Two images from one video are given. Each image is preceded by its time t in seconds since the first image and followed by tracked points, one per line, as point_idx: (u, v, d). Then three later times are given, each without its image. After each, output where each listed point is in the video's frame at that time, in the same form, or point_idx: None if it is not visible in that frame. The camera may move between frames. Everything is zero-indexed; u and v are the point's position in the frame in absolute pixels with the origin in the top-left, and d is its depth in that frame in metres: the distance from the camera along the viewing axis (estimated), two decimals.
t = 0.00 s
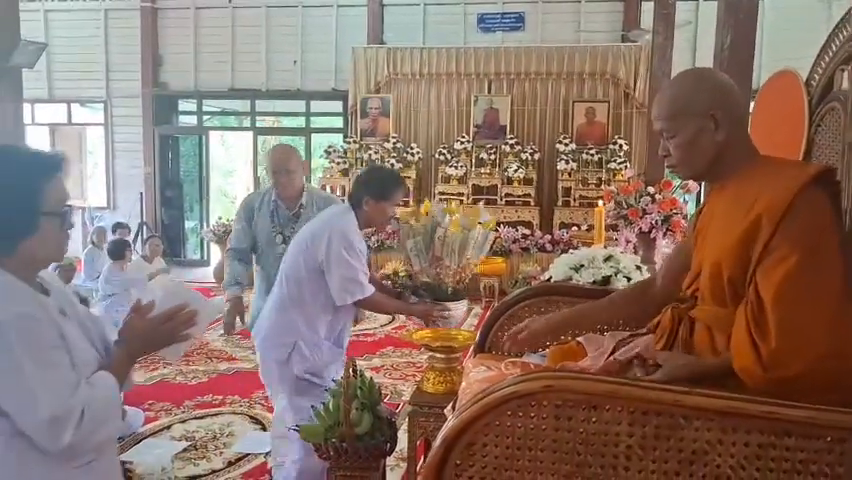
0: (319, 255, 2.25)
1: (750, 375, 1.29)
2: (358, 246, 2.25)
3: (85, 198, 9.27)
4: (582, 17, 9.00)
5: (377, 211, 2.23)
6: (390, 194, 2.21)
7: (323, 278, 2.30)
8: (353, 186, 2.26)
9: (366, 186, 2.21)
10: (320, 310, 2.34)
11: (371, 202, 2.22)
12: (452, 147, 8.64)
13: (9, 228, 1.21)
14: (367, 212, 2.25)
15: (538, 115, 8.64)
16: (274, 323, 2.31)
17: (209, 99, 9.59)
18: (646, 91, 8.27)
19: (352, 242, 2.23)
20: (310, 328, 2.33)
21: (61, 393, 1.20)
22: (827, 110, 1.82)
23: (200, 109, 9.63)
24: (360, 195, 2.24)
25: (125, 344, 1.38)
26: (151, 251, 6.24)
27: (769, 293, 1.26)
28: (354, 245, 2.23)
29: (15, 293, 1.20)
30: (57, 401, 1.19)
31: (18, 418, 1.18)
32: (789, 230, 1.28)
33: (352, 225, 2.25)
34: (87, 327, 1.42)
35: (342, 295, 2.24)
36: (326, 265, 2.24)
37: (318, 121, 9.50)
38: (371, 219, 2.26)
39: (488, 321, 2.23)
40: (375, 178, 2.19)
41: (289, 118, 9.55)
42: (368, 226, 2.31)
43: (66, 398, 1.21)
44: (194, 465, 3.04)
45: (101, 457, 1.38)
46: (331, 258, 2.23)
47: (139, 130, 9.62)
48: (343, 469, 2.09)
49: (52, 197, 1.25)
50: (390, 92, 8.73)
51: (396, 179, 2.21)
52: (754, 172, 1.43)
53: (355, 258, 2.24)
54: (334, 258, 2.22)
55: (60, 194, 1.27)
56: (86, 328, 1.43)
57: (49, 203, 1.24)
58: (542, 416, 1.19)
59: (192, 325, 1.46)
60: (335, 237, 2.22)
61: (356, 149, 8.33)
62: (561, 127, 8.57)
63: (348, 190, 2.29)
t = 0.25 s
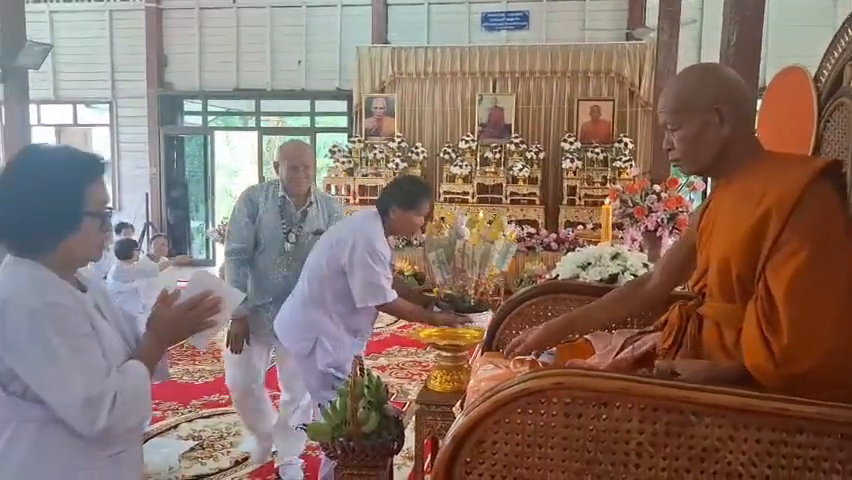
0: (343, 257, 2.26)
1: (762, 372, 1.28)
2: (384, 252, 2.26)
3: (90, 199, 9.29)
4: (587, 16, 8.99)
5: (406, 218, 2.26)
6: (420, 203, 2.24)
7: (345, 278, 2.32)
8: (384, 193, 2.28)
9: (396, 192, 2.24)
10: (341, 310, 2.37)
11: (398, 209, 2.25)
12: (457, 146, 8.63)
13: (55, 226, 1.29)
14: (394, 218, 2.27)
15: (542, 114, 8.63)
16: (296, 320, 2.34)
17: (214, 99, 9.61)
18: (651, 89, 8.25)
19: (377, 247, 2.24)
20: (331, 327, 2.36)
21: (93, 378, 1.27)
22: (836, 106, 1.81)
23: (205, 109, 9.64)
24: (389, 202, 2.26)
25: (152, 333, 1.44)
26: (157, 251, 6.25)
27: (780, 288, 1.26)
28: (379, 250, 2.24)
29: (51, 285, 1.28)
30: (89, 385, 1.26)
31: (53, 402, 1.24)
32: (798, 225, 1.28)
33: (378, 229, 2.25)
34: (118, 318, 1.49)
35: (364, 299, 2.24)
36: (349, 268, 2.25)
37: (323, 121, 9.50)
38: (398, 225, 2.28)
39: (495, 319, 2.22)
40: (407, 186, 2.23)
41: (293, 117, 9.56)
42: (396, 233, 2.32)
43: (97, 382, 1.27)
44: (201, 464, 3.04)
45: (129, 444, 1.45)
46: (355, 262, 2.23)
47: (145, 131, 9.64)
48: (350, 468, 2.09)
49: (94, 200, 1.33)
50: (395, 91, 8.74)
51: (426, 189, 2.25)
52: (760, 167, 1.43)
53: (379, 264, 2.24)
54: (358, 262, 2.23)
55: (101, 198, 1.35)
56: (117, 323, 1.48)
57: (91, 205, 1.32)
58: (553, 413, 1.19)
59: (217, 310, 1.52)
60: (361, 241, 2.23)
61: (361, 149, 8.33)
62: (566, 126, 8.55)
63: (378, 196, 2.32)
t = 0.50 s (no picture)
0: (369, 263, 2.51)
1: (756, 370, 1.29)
2: (407, 262, 2.50)
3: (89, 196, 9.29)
4: (586, 12, 8.98)
5: (430, 232, 2.54)
6: (443, 218, 2.52)
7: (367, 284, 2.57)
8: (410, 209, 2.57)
9: (422, 207, 2.53)
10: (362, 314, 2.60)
11: (423, 223, 2.54)
12: (456, 142, 8.63)
13: (101, 229, 1.39)
14: (419, 231, 2.55)
15: (542, 110, 8.63)
16: (320, 320, 2.57)
17: (213, 96, 9.62)
18: (650, 84, 8.25)
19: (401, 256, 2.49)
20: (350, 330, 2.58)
21: (137, 365, 1.38)
22: (834, 102, 1.82)
23: (204, 106, 9.66)
24: (416, 216, 2.55)
25: (176, 313, 1.51)
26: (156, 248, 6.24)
27: (773, 287, 1.27)
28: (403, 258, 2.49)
29: (89, 280, 1.37)
30: (134, 372, 1.37)
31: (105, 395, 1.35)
32: (792, 223, 1.29)
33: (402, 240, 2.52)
34: (153, 317, 1.59)
35: (386, 302, 2.48)
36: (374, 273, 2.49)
37: (322, 117, 9.49)
38: (422, 237, 2.56)
39: (494, 316, 2.23)
40: (433, 202, 2.52)
41: (292, 114, 9.56)
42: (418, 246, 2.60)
43: (141, 369, 1.38)
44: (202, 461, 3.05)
45: (163, 443, 1.57)
46: (380, 268, 2.48)
47: (144, 128, 9.64)
48: (350, 464, 2.09)
49: (136, 207, 1.43)
50: (394, 88, 8.73)
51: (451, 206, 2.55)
52: (752, 165, 1.42)
53: (402, 272, 2.48)
54: (383, 268, 2.47)
55: (143, 205, 1.44)
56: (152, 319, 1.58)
57: (133, 211, 1.42)
58: (552, 411, 1.20)
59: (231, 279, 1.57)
60: (387, 250, 2.48)
61: (361, 145, 8.32)
62: (565, 122, 8.56)
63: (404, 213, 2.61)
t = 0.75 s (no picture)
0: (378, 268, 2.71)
1: (749, 364, 1.29)
2: (417, 270, 2.67)
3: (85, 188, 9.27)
4: (583, 3, 8.96)
5: (440, 243, 2.70)
6: (455, 232, 2.66)
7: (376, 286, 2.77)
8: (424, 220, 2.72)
9: (435, 219, 2.67)
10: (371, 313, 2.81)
11: (436, 235, 2.69)
12: (453, 134, 8.62)
13: (152, 231, 1.43)
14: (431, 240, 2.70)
15: (539, 102, 8.61)
16: (330, 316, 2.81)
17: (209, 89, 9.60)
18: (647, 76, 8.25)
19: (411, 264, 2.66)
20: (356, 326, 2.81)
21: (178, 358, 1.41)
22: (829, 95, 1.83)
23: (200, 98, 9.65)
24: (429, 227, 2.70)
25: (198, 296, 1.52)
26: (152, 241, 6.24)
27: (766, 280, 1.27)
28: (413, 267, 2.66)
29: (132, 275, 1.41)
30: (176, 365, 1.41)
31: (152, 387, 1.40)
32: (784, 216, 1.29)
33: (413, 249, 2.68)
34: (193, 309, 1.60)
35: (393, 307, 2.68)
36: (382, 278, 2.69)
37: (319, 109, 9.46)
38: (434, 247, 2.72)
39: (490, 308, 2.24)
40: (446, 214, 2.65)
41: (288, 106, 9.54)
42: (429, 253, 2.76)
43: (182, 362, 1.42)
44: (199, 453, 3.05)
45: (197, 435, 1.60)
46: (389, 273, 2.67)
47: (140, 120, 9.61)
48: (346, 456, 2.10)
49: (191, 213, 1.46)
50: (391, 80, 8.71)
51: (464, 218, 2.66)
52: (745, 158, 1.43)
53: (410, 280, 2.66)
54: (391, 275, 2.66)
55: (198, 211, 1.47)
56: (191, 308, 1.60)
57: (186, 217, 1.45)
58: (546, 404, 1.20)
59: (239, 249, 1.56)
60: (398, 258, 2.66)
61: (358, 138, 8.29)
62: (561, 114, 8.55)
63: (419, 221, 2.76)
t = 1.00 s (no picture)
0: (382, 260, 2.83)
1: (740, 352, 1.29)
2: (422, 265, 2.76)
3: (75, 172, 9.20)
4: None
5: (445, 242, 2.77)
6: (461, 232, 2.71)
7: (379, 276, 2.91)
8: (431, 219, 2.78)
9: (440, 219, 2.73)
10: (373, 302, 2.95)
11: (444, 235, 2.75)
12: (446, 118, 8.58)
13: (195, 225, 1.55)
14: (439, 238, 2.77)
15: (532, 86, 8.57)
16: (336, 304, 2.96)
17: (200, 72, 9.53)
18: (641, 60, 8.22)
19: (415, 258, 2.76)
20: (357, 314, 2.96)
21: (202, 355, 1.51)
22: (822, 81, 1.82)
23: (191, 82, 9.58)
24: (436, 227, 2.76)
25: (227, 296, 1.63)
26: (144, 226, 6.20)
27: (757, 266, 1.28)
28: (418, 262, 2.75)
29: (168, 267, 1.53)
30: (199, 362, 1.50)
31: (170, 378, 1.50)
32: (775, 201, 1.30)
33: (419, 245, 2.77)
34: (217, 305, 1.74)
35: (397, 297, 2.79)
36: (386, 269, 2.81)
37: (311, 94, 9.40)
38: (440, 245, 2.79)
39: (482, 295, 2.24)
40: (452, 215, 2.71)
41: (281, 90, 9.48)
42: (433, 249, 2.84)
43: (205, 360, 1.51)
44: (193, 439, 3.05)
45: (209, 434, 1.69)
46: (394, 265, 2.78)
47: (131, 105, 9.53)
48: (339, 442, 2.10)
49: (231, 212, 1.58)
50: (383, 64, 8.65)
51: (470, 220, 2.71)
52: (736, 144, 1.42)
53: (414, 274, 2.76)
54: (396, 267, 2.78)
55: (238, 211, 1.60)
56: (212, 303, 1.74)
57: (227, 217, 1.57)
58: (537, 392, 1.20)
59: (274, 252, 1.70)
60: (404, 252, 2.76)
61: (351, 122, 8.23)
62: (555, 98, 8.52)
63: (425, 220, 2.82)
